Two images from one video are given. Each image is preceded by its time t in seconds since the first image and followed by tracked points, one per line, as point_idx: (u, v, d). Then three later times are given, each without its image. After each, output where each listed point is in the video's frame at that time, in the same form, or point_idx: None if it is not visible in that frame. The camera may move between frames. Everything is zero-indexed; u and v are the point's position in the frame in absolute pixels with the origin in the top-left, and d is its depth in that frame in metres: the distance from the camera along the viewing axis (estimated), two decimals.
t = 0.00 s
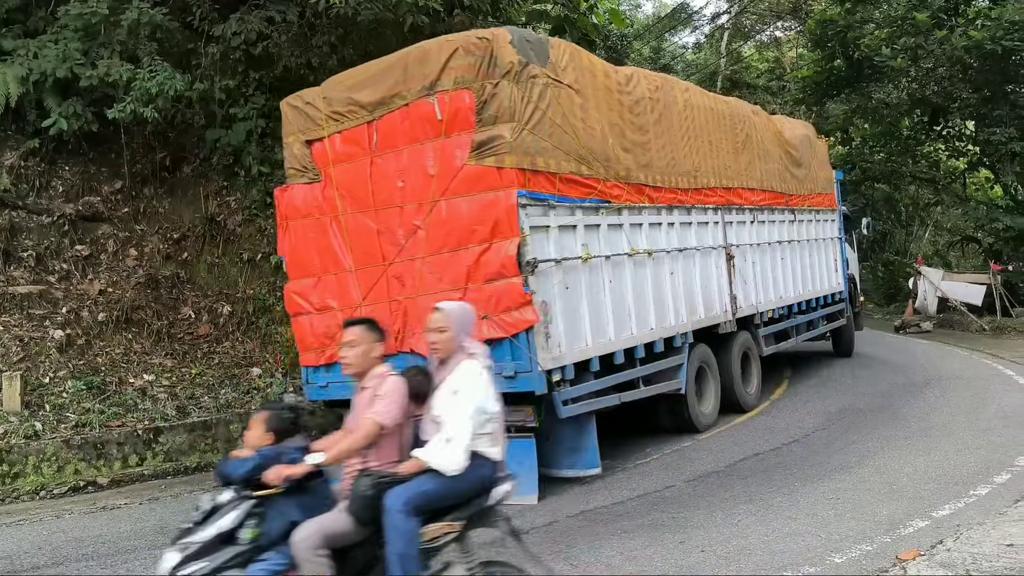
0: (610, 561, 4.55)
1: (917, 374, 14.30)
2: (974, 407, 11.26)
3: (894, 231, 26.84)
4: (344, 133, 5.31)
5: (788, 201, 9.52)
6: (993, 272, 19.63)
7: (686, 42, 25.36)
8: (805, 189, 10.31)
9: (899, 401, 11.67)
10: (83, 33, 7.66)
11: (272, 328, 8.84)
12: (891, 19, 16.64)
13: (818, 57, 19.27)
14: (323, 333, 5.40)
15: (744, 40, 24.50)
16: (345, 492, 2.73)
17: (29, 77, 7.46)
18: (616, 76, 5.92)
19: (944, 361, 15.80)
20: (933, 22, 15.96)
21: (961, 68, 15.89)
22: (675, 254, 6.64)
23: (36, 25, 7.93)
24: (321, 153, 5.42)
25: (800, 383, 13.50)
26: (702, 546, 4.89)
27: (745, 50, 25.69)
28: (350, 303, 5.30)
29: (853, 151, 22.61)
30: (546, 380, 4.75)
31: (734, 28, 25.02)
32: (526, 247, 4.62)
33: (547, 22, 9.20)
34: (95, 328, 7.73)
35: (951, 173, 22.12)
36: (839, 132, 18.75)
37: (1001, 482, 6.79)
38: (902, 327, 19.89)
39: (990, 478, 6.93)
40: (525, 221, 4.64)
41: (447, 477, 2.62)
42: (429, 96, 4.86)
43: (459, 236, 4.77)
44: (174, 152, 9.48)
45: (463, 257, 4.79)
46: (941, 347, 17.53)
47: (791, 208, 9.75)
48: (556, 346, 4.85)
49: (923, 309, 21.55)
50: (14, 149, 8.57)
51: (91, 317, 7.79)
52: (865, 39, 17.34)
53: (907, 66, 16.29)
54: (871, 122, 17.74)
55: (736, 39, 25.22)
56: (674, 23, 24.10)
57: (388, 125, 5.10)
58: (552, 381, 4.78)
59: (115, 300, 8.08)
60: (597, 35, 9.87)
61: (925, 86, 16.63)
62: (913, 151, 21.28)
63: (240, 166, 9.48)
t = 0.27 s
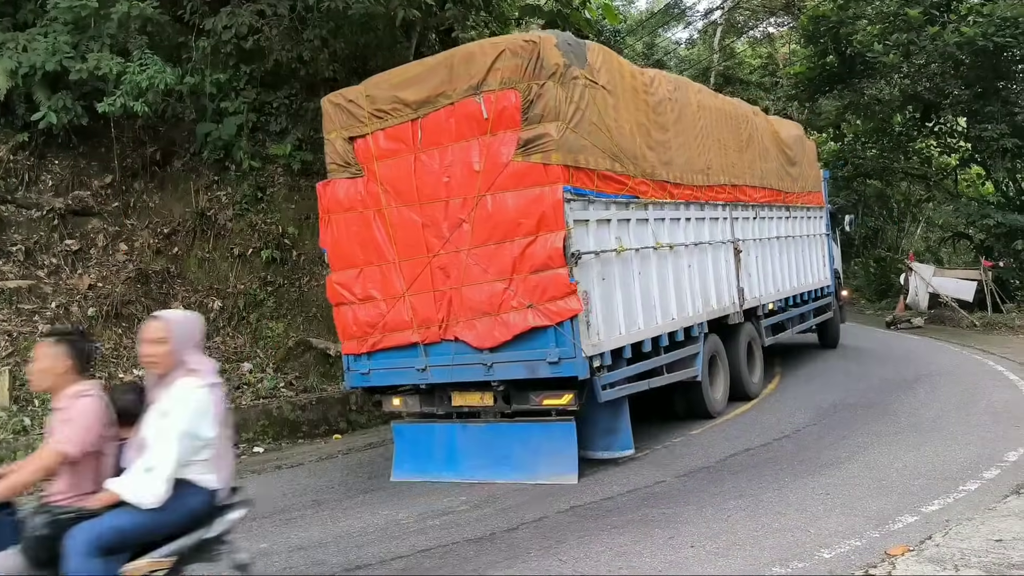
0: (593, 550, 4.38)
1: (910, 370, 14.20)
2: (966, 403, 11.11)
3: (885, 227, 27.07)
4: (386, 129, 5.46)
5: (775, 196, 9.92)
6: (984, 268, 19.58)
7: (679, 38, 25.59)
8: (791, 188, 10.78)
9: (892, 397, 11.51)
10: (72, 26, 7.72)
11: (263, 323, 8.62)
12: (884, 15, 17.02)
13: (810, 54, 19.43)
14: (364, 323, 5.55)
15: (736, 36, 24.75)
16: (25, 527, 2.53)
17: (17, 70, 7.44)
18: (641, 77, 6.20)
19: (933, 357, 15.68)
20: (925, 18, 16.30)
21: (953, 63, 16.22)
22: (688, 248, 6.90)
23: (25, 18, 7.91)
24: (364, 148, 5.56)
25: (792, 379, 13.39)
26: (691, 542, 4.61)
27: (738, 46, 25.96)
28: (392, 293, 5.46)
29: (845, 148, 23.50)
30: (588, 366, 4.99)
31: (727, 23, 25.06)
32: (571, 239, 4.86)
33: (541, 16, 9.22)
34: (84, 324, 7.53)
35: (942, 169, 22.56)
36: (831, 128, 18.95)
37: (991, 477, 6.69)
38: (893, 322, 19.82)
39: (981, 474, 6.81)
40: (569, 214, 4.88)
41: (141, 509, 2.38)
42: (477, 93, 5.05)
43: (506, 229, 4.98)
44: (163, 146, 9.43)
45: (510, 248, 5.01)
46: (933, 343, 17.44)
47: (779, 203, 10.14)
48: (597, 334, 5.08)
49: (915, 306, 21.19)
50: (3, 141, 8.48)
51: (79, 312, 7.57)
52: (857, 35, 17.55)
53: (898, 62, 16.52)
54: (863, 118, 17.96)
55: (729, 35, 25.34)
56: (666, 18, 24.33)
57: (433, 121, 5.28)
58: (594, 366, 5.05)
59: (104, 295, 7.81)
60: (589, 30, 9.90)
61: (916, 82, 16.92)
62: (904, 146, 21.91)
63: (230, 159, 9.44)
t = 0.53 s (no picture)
0: (588, 549, 4.52)
1: (902, 363, 14.15)
2: (956, 396, 10.95)
3: (878, 222, 27.27)
4: (426, 126, 5.74)
5: (764, 190, 10.47)
6: (976, 262, 19.53)
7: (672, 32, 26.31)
8: (778, 182, 11.33)
9: (884, 391, 11.39)
10: (61, 18, 7.95)
11: (253, 318, 8.76)
12: (877, 10, 17.26)
13: (802, 48, 19.57)
14: (403, 312, 5.82)
15: (730, 30, 25.28)
16: None
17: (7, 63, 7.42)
18: (663, 77, 6.65)
19: (924, 351, 15.57)
20: (918, 12, 16.64)
21: (946, 59, 16.58)
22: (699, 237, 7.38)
23: (12, 10, 7.91)
24: (404, 145, 5.83)
25: (784, 373, 13.30)
26: (682, 536, 4.77)
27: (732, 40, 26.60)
28: (431, 283, 5.74)
29: (839, 143, 23.52)
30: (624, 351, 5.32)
31: (721, 18, 25.05)
32: (610, 232, 5.18)
33: (533, 11, 8.85)
34: (74, 318, 7.67)
35: (935, 164, 22.80)
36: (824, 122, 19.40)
37: (981, 471, 6.73)
38: (885, 317, 19.64)
39: (972, 468, 6.82)
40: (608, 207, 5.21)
41: None
42: (518, 91, 5.35)
43: (546, 222, 5.29)
44: (154, 140, 9.31)
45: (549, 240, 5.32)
46: (925, 336, 17.38)
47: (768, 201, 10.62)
48: (632, 322, 5.45)
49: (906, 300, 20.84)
50: None
51: (70, 307, 7.70)
52: (850, 30, 17.78)
53: (892, 56, 16.90)
54: (856, 112, 18.16)
55: (724, 29, 25.39)
56: (660, 13, 24.85)
57: (473, 118, 5.57)
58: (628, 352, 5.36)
59: (94, 290, 7.94)
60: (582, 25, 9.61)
61: (910, 77, 17.30)
62: (897, 141, 21.89)
63: (222, 154, 9.39)
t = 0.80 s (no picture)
0: (578, 546, 4.75)
1: (896, 358, 13.97)
2: (949, 391, 10.72)
3: (872, 217, 27.41)
4: (460, 124, 6.34)
5: (761, 184, 11.11)
6: (970, 256, 19.38)
7: (668, 27, 28.22)
8: (772, 177, 11.97)
9: (877, 384, 11.23)
10: (51, 14, 8.41)
11: (245, 313, 9.11)
12: (870, 5, 17.77)
13: (796, 43, 20.26)
14: (438, 301, 6.41)
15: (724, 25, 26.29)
16: None
17: None
18: (676, 79, 7.32)
19: (917, 345, 15.37)
20: (911, 8, 16.82)
21: (939, 53, 16.84)
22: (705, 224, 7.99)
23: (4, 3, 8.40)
24: (439, 142, 6.42)
25: (778, 366, 13.16)
26: (674, 531, 5.00)
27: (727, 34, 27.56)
28: (467, 273, 6.34)
29: (833, 137, 24.24)
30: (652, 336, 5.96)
31: (715, 13, 26.75)
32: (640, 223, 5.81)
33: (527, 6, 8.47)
34: (65, 313, 8.12)
35: (928, 159, 23.02)
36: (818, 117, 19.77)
37: (974, 465, 6.65)
38: (878, 312, 19.49)
39: (963, 463, 6.74)
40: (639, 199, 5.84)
41: None
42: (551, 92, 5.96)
43: (579, 215, 5.91)
44: (145, 135, 9.54)
45: (581, 232, 5.96)
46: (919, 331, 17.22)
47: (764, 194, 11.28)
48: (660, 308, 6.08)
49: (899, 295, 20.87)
50: None
51: (60, 303, 8.16)
52: (844, 24, 18.06)
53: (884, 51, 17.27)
54: (849, 106, 18.84)
55: (717, 24, 26.94)
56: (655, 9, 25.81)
57: (507, 117, 6.19)
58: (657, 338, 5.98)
59: (84, 285, 8.37)
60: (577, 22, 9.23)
61: (902, 71, 17.62)
62: (889, 136, 22.58)
63: (212, 149, 9.63)
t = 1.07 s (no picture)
0: (572, 539, 4.67)
1: (888, 350, 13.80)
2: (942, 384, 10.49)
3: (866, 211, 27.37)
4: (489, 120, 6.59)
5: (755, 177, 11.42)
6: (963, 249, 19.17)
7: (661, 22, 28.61)
8: (763, 171, 12.28)
9: (870, 377, 11.03)
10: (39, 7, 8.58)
11: (236, 307, 9.27)
12: None
13: (790, 37, 20.55)
14: (467, 290, 6.66)
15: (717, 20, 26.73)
16: None
17: None
18: (689, 76, 7.63)
19: (909, 338, 15.17)
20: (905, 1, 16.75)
21: (932, 47, 16.85)
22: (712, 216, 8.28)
23: None
24: (468, 137, 6.67)
25: (772, 358, 12.96)
26: (667, 524, 4.89)
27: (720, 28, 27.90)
28: (496, 263, 6.59)
29: (826, 131, 24.46)
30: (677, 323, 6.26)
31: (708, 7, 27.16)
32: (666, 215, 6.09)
33: None
34: (54, 309, 8.28)
35: (922, 152, 23.05)
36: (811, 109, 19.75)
37: (967, 459, 6.42)
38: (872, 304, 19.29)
39: (957, 456, 6.51)
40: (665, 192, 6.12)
41: None
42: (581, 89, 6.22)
43: (606, 206, 6.18)
44: (136, 128, 9.91)
45: (609, 223, 6.23)
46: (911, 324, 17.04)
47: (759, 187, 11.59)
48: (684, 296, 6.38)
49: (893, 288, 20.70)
50: None
51: (49, 297, 8.33)
52: (838, 17, 18.21)
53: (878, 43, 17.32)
54: (843, 99, 18.94)
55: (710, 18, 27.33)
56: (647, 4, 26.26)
57: (537, 113, 6.44)
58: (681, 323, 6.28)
59: (75, 280, 8.56)
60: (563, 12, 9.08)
61: (894, 64, 17.55)
62: (883, 129, 22.61)
63: (203, 142, 9.88)
